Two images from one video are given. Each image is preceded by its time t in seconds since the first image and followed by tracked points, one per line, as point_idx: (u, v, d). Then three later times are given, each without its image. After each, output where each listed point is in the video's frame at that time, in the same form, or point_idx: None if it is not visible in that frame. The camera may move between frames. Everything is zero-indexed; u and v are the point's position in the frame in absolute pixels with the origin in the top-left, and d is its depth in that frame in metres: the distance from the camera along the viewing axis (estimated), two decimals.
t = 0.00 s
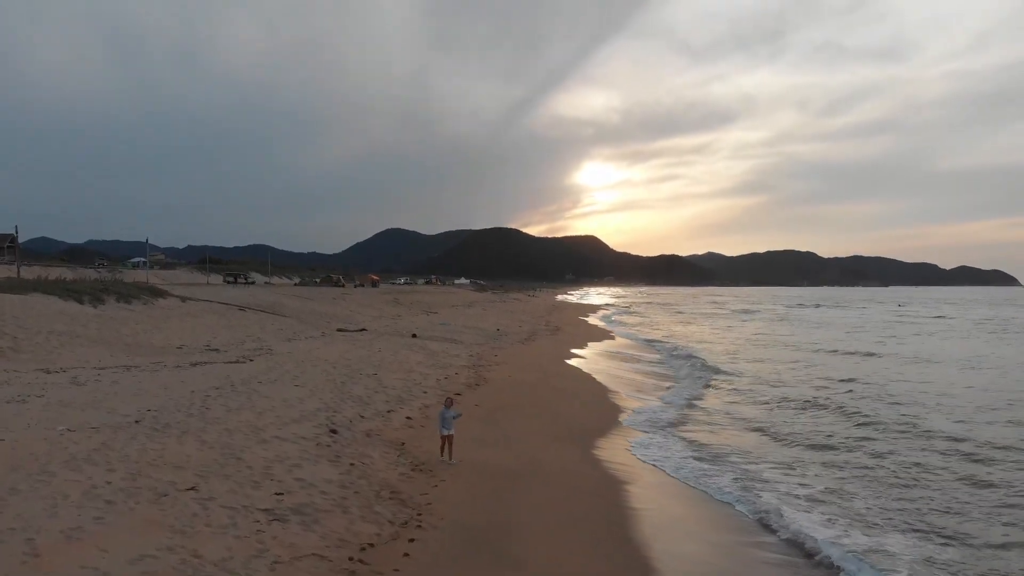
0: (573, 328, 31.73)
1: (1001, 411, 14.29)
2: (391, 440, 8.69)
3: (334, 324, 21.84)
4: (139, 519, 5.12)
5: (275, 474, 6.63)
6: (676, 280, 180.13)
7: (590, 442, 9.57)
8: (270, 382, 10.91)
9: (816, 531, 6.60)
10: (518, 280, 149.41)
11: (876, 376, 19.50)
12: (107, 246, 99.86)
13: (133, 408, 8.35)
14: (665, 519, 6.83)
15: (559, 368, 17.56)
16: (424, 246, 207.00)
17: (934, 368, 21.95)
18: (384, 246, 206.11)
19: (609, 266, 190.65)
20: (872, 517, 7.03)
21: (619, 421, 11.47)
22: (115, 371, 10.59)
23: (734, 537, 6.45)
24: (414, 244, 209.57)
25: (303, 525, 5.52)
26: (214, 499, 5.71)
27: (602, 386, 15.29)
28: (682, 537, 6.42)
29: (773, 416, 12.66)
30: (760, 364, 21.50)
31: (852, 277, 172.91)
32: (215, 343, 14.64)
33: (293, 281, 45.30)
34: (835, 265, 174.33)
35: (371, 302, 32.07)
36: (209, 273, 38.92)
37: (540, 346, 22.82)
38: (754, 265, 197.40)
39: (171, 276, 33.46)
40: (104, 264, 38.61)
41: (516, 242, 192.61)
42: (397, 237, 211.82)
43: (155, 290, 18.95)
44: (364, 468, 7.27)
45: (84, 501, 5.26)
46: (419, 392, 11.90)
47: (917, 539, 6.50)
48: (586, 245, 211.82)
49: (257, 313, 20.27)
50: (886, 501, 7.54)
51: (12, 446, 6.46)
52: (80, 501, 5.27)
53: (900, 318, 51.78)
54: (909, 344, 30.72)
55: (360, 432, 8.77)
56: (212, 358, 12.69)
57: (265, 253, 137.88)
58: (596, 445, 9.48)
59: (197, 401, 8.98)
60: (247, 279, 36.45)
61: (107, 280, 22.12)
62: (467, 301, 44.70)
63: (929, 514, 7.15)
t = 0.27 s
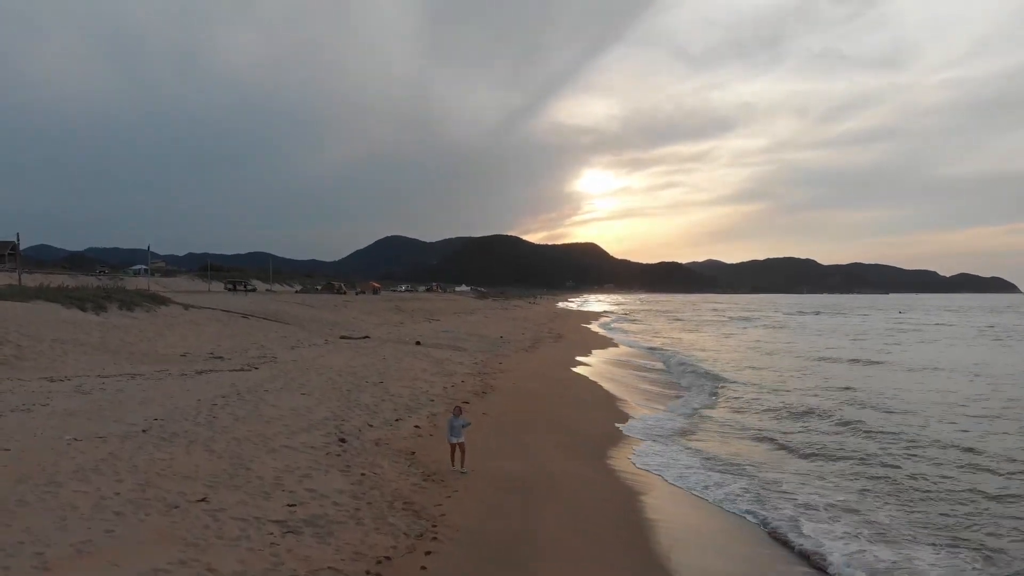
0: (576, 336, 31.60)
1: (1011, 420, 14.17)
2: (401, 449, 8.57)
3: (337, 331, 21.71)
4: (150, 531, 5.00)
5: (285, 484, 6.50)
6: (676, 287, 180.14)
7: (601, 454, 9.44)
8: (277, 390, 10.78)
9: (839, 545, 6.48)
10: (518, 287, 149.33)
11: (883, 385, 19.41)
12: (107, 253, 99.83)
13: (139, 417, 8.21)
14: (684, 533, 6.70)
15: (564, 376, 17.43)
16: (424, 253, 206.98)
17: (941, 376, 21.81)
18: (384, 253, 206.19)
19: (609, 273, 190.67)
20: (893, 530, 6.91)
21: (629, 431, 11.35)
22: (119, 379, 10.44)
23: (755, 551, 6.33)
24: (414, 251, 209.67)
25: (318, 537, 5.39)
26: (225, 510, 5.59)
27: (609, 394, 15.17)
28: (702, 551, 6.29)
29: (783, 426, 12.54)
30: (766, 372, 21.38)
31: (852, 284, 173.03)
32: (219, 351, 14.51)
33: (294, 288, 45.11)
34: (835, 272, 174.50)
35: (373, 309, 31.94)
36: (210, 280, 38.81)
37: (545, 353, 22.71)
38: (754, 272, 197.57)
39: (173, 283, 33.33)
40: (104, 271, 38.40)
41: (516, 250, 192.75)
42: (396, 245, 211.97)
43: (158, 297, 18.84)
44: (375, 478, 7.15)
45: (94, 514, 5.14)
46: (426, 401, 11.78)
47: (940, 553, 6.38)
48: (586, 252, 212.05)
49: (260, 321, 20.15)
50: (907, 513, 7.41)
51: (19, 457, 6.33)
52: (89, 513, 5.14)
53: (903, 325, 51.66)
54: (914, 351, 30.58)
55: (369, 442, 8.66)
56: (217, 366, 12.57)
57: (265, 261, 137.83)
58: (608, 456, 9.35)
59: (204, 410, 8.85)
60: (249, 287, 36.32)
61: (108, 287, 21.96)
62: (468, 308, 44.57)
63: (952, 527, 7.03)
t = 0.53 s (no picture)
0: (579, 335, 31.54)
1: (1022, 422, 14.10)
2: (414, 450, 8.49)
3: (342, 331, 21.63)
4: (168, 536, 4.90)
5: (302, 487, 6.39)
6: (676, 287, 180.14)
7: (615, 456, 9.36)
8: (286, 391, 10.68)
9: (864, 550, 6.41)
10: (518, 287, 149.25)
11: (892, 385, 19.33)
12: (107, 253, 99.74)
13: (150, 418, 8.10)
14: (707, 537, 6.60)
15: (571, 376, 17.36)
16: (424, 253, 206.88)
17: (947, 377, 21.76)
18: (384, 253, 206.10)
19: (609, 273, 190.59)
20: (915, 534, 6.83)
21: (642, 433, 11.25)
22: (127, 380, 10.32)
23: (780, 555, 6.25)
24: (413, 251, 209.60)
25: (337, 541, 5.28)
26: (243, 514, 5.49)
27: (618, 395, 15.09)
28: (727, 557, 6.20)
29: (796, 428, 12.46)
30: (772, 373, 21.32)
31: (852, 284, 173.11)
32: (225, 351, 14.42)
33: (296, 288, 44.98)
34: (834, 272, 174.63)
35: (376, 309, 31.85)
36: (212, 279, 38.71)
37: (550, 354, 22.63)
38: (754, 272, 197.62)
39: (174, 283, 33.20)
40: (106, 271, 38.27)
41: (516, 250, 192.66)
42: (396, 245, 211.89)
43: (162, 297, 18.73)
44: (391, 481, 7.06)
45: (111, 518, 5.04)
46: (436, 402, 11.69)
47: (966, 557, 6.30)
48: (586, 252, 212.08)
49: (264, 321, 20.05)
50: (930, 517, 7.32)
51: (30, 459, 6.22)
52: (105, 518, 5.03)
53: (905, 325, 51.64)
54: (918, 352, 30.54)
55: (382, 443, 8.56)
56: (224, 367, 12.48)
57: (265, 261, 137.72)
58: (622, 458, 9.27)
59: (214, 411, 8.75)
60: (250, 287, 36.22)
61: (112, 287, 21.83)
62: (470, 308, 44.49)
63: (976, 531, 6.93)
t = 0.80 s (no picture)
0: (583, 336, 31.48)
1: None
2: (430, 452, 8.40)
3: (347, 331, 21.54)
4: (192, 541, 4.81)
5: (321, 490, 6.30)
6: (676, 287, 180.15)
7: (632, 458, 9.28)
8: (297, 392, 10.59)
9: (892, 555, 6.33)
10: (518, 287, 149.19)
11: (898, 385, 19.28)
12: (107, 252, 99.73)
13: (163, 420, 8.00)
14: (731, 540, 6.51)
15: (579, 376, 17.29)
16: (424, 253, 206.81)
17: (954, 377, 21.71)
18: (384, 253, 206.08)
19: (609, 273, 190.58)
20: (941, 537, 6.76)
21: (655, 435, 11.17)
22: (136, 381, 10.21)
23: (806, 558, 6.18)
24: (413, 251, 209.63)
25: (362, 546, 5.20)
26: (265, 518, 5.40)
27: (627, 396, 15.02)
28: (754, 560, 6.10)
29: (809, 429, 12.38)
30: (779, 374, 21.27)
31: (851, 284, 172.94)
32: (233, 351, 14.32)
33: (297, 288, 44.89)
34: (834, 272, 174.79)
35: (379, 309, 31.77)
36: (214, 280, 38.62)
37: (556, 354, 22.57)
38: (753, 272, 197.69)
39: (177, 283, 33.09)
40: (108, 271, 38.14)
41: (516, 250, 192.62)
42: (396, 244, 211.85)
43: (167, 297, 18.63)
44: (409, 483, 6.97)
45: (132, 522, 4.94)
46: (447, 402, 11.61)
47: (994, 560, 6.22)
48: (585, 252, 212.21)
49: (270, 321, 19.97)
50: (956, 519, 7.24)
51: (46, 462, 6.12)
52: (127, 522, 4.92)
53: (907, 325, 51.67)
54: (922, 352, 30.53)
55: (398, 444, 8.48)
56: (233, 367, 12.39)
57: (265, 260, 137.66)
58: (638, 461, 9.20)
59: (227, 412, 8.66)
60: (253, 287, 36.11)
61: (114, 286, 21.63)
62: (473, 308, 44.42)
63: (1002, 533, 6.86)
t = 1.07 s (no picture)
0: (588, 336, 31.41)
1: None
2: (448, 453, 8.32)
3: (354, 331, 21.46)
4: (220, 546, 4.72)
5: (345, 493, 6.22)
6: (676, 287, 180.18)
7: (650, 459, 9.21)
8: (310, 393, 10.50)
9: (922, 555, 6.26)
10: (518, 287, 149.16)
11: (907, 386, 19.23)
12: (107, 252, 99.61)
13: (179, 421, 7.90)
14: (760, 543, 6.40)
15: (589, 377, 17.21)
16: (424, 253, 206.56)
17: (963, 377, 21.64)
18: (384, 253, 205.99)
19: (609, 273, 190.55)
20: (969, 538, 6.69)
21: (670, 436, 11.07)
22: (148, 382, 10.10)
23: (836, 559, 6.10)
24: (413, 251, 209.50)
25: (391, 549, 5.11)
26: (291, 522, 5.31)
27: (638, 396, 14.95)
28: (786, 562, 6.00)
29: (823, 431, 12.28)
30: (787, 374, 21.20)
31: (851, 284, 173.00)
32: (242, 352, 14.24)
33: (299, 288, 44.77)
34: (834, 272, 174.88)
35: (384, 309, 31.69)
36: (218, 279, 38.53)
37: (563, 354, 22.49)
38: (753, 272, 197.72)
39: (180, 283, 33.00)
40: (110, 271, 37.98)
41: (516, 250, 192.59)
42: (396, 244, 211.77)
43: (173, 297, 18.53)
44: (432, 485, 6.88)
45: (159, 527, 4.85)
46: (460, 403, 11.53)
47: None
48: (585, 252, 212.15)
49: (276, 321, 19.88)
50: (982, 520, 7.17)
51: (66, 464, 6.02)
52: (153, 527, 4.82)
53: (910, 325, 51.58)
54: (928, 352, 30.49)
55: (415, 446, 8.40)
56: (244, 368, 12.31)
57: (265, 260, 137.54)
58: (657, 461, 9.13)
59: (243, 413, 8.57)
60: (257, 287, 36.03)
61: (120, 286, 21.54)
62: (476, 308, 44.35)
63: None
